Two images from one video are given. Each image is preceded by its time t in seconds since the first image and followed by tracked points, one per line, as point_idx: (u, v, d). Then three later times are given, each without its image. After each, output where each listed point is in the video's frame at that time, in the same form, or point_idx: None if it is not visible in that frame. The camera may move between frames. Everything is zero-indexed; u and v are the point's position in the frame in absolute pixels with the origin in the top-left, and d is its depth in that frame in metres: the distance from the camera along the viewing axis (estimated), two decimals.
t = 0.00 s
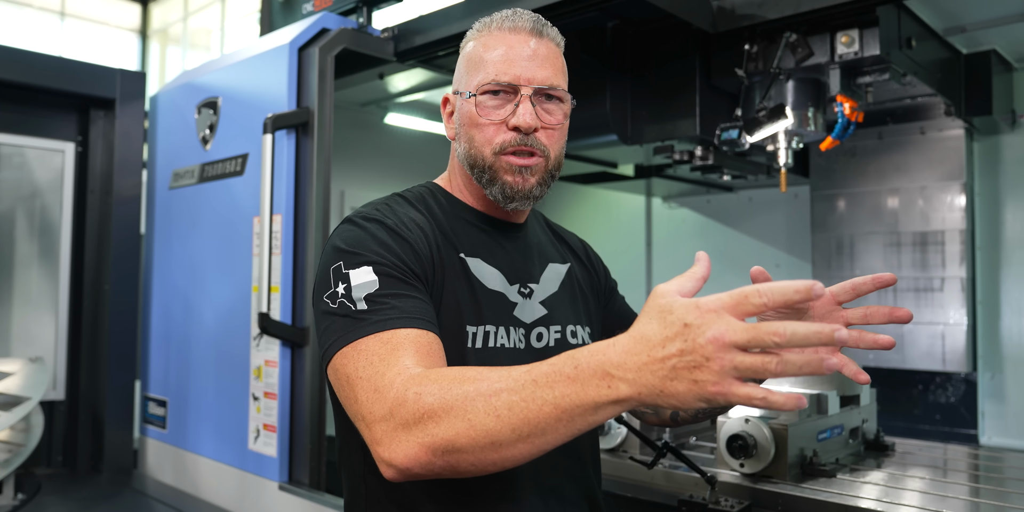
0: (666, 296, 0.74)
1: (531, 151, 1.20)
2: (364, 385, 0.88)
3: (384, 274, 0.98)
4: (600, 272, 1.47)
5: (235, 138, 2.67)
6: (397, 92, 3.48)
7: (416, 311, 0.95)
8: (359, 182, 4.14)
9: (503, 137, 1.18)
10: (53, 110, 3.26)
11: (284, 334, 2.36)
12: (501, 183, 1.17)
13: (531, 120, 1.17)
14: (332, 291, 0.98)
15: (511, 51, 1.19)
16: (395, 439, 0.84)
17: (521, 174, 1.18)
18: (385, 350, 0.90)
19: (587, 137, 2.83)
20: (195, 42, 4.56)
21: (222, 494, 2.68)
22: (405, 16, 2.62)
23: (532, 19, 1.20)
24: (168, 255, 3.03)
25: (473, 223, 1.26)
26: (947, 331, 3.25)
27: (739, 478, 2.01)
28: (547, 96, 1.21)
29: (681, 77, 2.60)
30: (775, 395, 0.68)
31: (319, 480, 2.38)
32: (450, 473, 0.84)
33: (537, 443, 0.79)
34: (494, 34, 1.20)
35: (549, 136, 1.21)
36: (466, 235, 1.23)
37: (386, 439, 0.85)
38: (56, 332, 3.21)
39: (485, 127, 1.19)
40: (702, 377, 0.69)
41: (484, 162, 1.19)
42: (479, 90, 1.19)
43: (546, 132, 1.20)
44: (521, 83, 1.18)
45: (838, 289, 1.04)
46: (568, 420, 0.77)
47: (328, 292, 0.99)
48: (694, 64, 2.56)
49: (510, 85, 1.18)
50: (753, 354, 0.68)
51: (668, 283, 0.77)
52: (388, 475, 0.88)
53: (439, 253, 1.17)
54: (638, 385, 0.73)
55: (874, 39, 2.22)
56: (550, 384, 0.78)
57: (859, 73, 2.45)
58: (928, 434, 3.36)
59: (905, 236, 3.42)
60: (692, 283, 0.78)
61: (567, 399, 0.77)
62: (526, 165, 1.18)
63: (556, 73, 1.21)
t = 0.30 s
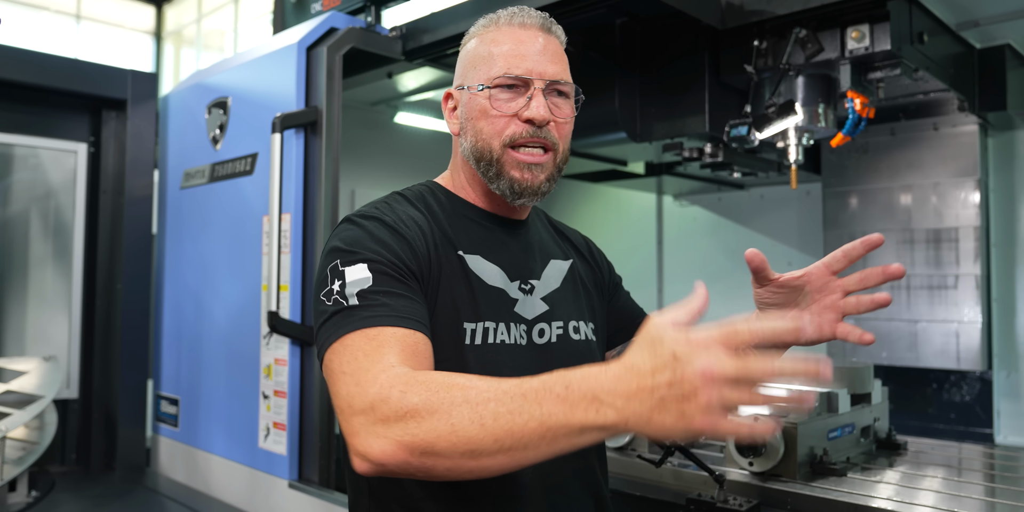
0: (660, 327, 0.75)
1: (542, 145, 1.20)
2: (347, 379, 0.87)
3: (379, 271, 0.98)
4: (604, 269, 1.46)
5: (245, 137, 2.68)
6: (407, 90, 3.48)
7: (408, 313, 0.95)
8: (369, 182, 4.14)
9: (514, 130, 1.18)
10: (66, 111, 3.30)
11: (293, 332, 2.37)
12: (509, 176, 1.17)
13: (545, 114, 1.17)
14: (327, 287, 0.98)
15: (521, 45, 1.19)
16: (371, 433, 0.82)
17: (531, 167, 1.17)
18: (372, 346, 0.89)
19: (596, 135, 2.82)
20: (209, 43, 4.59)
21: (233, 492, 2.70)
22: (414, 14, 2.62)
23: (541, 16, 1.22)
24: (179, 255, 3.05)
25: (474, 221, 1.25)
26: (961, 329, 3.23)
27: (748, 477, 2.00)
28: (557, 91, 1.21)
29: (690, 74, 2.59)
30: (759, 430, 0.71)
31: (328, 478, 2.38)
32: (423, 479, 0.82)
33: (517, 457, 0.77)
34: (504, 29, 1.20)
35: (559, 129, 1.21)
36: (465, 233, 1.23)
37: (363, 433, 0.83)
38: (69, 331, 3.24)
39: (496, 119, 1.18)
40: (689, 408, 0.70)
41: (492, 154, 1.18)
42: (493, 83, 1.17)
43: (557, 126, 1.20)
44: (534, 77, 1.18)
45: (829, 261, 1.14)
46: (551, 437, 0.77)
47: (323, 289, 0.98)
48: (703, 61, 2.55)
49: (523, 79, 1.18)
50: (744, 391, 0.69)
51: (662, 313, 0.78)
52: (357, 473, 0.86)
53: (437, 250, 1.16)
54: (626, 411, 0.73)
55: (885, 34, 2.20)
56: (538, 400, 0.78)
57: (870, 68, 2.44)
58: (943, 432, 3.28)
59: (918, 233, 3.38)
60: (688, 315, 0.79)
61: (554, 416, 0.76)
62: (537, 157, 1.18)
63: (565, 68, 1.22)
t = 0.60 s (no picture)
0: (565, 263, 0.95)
1: (558, 139, 1.17)
2: (333, 334, 0.87)
3: (387, 253, 0.97)
4: (614, 271, 1.42)
5: (252, 136, 2.69)
6: (414, 88, 3.47)
7: (397, 278, 0.97)
8: (378, 180, 4.15)
9: (530, 124, 1.15)
10: (75, 111, 3.31)
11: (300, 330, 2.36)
12: (526, 169, 1.14)
13: (561, 108, 1.15)
14: (331, 261, 0.97)
15: (536, 41, 1.18)
16: (359, 385, 0.84)
17: (547, 160, 1.15)
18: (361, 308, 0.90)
19: (603, 131, 2.80)
20: (218, 43, 4.60)
21: (242, 490, 2.71)
22: (420, 11, 2.62)
23: (556, 11, 1.21)
24: (188, 254, 3.06)
25: (486, 216, 1.22)
26: (973, 324, 3.19)
27: (756, 474, 1.99)
28: (572, 86, 1.20)
29: (697, 69, 2.57)
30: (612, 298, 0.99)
31: (336, 475, 2.39)
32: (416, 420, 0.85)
33: (497, 372, 0.87)
34: (519, 25, 1.20)
35: (575, 124, 1.20)
36: (477, 228, 1.19)
37: (352, 390, 0.84)
38: (79, 330, 3.26)
39: (512, 113, 1.16)
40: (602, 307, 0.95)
41: (508, 148, 1.15)
42: (509, 77, 1.16)
43: (572, 121, 1.18)
44: (549, 72, 1.17)
45: (867, 283, 1.16)
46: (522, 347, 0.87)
47: (328, 262, 0.98)
48: (710, 56, 2.53)
49: (539, 74, 1.16)
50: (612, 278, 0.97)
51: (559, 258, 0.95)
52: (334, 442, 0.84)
53: (448, 245, 1.13)
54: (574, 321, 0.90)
55: (894, 27, 2.18)
56: (506, 316, 0.87)
57: (880, 62, 2.39)
58: (955, 430, 3.30)
59: (929, 228, 3.35)
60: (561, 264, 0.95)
61: (521, 329, 0.87)
62: (553, 151, 1.16)
63: (581, 64, 1.21)
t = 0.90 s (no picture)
0: (703, 261, 0.64)
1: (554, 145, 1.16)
2: (394, 364, 0.81)
3: (411, 253, 0.93)
4: (606, 272, 1.43)
5: (248, 134, 2.68)
6: (411, 87, 3.45)
7: (445, 287, 0.89)
8: (375, 179, 4.14)
9: (527, 130, 1.14)
10: (70, 109, 3.30)
11: (296, 329, 2.36)
12: (522, 172, 1.14)
13: (556, 114, 1.13)
14: (355, 269, 0.92)
15: (536, 43, 1.16)
16: (422, 424, 0.75)
17: (542, 167, 1.14)
18: (418, 326, 0.83)
19: (600, 130, 2.80)
20: (216, 41, 4.59)
21: (237, 490, 2.70)
22: (416, 10, 2.61)
23: (559, 13, 1.19)
24: (183, 253, 3.05)
25: (490, 215, 1.21)
26: (970, 324, 3.19)
27: (751, 474, 1.98)
28: (570, 90, 1.17)
29: (694, 67, 2.56)
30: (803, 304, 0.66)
31: (331, 475, 2.38)
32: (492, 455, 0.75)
33: (582, 420, 0.71)
34: (521, 27, 1.18)
35: (570, 130, 1.17)
36: (483, 225, 1.18)
37: (420, 419, 0.76)
38: (75, 328, 3.25)
39: (510, 117, 1.15)
40: (764, 354, 0.63)
41: (505, 152, 1.15)
42: (505, 81, 1.15)
43: (569, 127, 1.17)
44: (547, 75, 1.15)
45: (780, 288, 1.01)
46: (614, 396, 0.69)
47: (350, 271, 0.93)
48: (706, 54, 2.52)
49: (536, 78, 1.15)
50: (796, 294, 0.64)
51: (696, 236, 0.66)
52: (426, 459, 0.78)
53: (460, 240, 1.12)
54: (688, 364, 0.66)
55: (891, 26, 2.17)
56: (590, 364, 0.69)
57: (876, 61, 2.39)
58: (952, 430, 3.24)
59: (926, 228, 3.35)
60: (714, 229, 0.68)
61: (609, 370, 0.68)
62: (548, 157, 1.14)
63: (580, 67, 1.18)
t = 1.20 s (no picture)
0: (709, 306, 0.67)
1: (553, 143, 1.16)
2: (390, 373, 0.82)
3: (409, 258, 0.92)
4: (602, 273, 1.43)
5: (243, 134, 2.67)
6: (407, 86, 3.45)
7: (442, 297, 0.89)
8: (372, 178, 4.14)
9: (526, 126, 1.14)
10: (65, 108, 3.29)
11: (291, 329, 2.35)
12: (518, 176, 1.13)
13: (556, 111, 1.13)
14: (351, 273, 0.91)
15: (535, 41, 1.16)
16: (416, 432, 0.78)
17: (542, 164, 1.14)
18: (412, 335, 0.84)
19: (596, 130, 2.79)
20: (213, 40, 4.58)
21: (232, 490, 2.69)
22: (412, 9, 2.61)
23: (557, 11, 1.19)
24: (179, 252, 3.04)
25: (487, 217, 1.20)
26: (965, 324, 3.19)
27: (746, 474, 1.98)
28: (570, 87, 1.17)
29: (690, 68, 2.56)
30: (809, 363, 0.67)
31: (326, 475, 2.38)
32: (476, 474, 0.78)
33: (568, 453, 0.72)
34: (519, 25, 1.18)
35: (572, 128, 1.18)
36: (481, 227, 1.18)
37: (413, 428, 0.79)
38: (69, 328, 3.24)
39: (508, 114, 1.14)
40: (762, 407, 0.66)
41: (502, 151, 1.14)
42: (504, 77, 1.14)
43: (569, 124, 1.17)
44: (547, 73, 1.15)
45: (783, 289, 1.00)
46: (602, 434, 0.71)
47: (346, 274, 0.92)
48: (703, 54, 2.53)
49: (536, 74, 1.14)
50: (800, 352, 0.65)
51: (706, 286, 0.70)
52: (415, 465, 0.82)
53: (458, 241, 1.11)
54: (684, 411, 0.67)
55: (887, 26, 2.17)
56: (584, 398, 0.71)
57: (873, 61, 2.38)
58: (946, 430, 3.28)
59: (922, 228, 3.35)
60: (736, 285, 0.70)
61: (602, 408, 0.70)
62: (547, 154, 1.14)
63: (580, 65, 1.18)
